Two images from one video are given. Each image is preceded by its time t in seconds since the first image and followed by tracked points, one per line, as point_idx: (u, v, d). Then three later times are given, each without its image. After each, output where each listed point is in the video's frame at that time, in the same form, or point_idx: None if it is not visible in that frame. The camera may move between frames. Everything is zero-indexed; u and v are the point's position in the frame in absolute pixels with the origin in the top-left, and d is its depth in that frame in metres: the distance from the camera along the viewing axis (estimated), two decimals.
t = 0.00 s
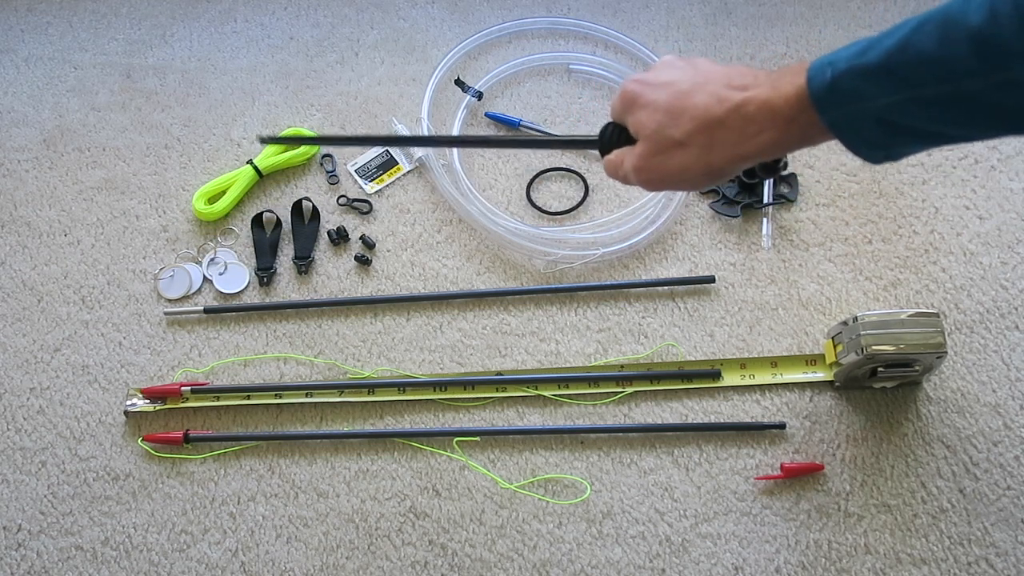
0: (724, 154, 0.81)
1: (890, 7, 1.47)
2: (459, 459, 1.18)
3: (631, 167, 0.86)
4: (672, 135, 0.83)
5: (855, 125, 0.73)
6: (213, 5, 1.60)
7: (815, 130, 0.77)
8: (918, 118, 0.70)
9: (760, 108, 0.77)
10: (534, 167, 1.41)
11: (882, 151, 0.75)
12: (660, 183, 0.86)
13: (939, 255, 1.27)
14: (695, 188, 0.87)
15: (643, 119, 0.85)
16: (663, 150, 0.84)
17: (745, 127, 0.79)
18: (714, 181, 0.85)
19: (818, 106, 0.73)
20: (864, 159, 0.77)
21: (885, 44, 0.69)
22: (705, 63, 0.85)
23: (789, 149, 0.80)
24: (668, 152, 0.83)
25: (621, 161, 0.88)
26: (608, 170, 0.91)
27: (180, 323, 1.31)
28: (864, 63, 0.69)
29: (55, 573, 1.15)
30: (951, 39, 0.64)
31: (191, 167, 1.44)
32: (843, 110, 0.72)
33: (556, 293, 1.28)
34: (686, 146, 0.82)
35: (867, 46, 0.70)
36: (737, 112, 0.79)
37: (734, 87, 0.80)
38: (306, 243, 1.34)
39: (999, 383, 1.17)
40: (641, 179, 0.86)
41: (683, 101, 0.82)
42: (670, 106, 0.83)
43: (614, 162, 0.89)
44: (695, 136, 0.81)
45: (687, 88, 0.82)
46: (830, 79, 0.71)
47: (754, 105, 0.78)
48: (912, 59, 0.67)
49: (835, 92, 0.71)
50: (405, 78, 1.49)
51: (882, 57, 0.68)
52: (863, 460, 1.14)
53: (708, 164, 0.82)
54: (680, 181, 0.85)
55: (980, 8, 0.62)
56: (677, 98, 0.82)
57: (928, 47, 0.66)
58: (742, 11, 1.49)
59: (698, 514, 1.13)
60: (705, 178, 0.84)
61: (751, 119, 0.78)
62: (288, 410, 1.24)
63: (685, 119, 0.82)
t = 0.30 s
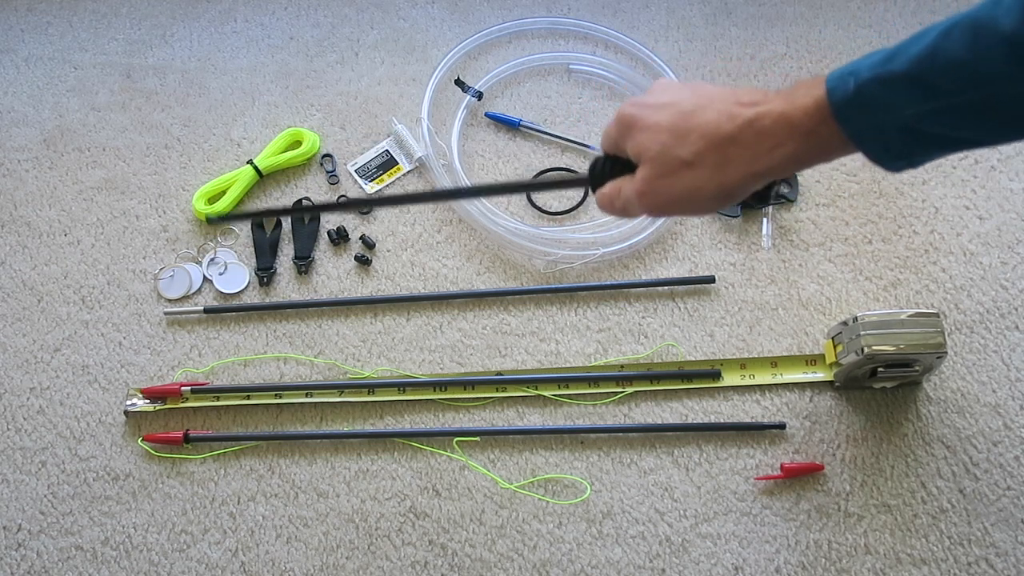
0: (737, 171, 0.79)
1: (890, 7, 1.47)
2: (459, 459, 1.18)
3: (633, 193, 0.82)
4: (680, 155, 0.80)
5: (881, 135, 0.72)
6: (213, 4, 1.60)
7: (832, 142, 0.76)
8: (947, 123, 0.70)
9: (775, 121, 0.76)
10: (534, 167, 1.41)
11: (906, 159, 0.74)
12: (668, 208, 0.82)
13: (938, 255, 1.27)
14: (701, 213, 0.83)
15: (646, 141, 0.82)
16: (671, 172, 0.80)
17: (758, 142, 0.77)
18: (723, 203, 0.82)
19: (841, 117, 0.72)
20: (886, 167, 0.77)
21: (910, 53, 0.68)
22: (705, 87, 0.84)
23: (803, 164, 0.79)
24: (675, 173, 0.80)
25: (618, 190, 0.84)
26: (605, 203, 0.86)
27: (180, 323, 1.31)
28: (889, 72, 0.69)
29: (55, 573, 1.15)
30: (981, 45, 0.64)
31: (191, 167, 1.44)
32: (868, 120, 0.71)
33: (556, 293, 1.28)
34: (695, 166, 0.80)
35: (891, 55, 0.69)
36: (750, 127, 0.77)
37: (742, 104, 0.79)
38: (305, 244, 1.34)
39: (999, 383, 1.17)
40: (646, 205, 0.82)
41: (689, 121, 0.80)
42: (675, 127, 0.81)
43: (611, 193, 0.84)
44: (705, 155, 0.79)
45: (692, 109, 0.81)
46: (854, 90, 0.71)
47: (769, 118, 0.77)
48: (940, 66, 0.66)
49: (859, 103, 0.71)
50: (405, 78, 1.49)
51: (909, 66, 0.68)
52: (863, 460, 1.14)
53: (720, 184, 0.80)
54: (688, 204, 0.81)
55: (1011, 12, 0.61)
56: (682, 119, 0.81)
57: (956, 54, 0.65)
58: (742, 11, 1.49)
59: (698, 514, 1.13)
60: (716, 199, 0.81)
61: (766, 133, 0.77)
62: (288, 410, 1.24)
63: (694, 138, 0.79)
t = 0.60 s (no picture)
0: (684, 192, 0.75)
1: (890, 7, 1.47)
2: (459, 459, 1.18)
3: (586, 214, 0.80)
4: (629, 175, 0.77)
5: (825, 157, 0.67)
6: (213, 4, 1.60)
7: (781, 162, 0.71)
8: (893, 146, 0.65)
9: (721, 141, 0.72)
10: (534, 167, 1.41)
11: (852, 180, 0.70)
12: (619, 228, 0.80)
13: (939, 255, 1.27)
14: (656, 233, 0.80)
15: (597, 161, 0.80)
16: (619, 192, 0.78)
17: (705, 163, 0.74)
18: (675, 224, 0.79)
19: (783, 137, 0.68)
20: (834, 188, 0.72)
21: (853, 72, 0.64)
22: (662, 107, 0.81)
23: (754, 184, 0.74)
24: (625, 193, 0.78)
25: (573, 210, 0.82)
26: (563, 223, 0.84)
27: (180, 323, 1.31)
28: (831, 92, 0.65)
29: (55, 573, 1.15)
30: (923, 65, 0.59)
31: (191, 167, 1.44)
32: (810, 142, 0.67)
33: (556, 293, 1.28)
34: (644, 187, 0.77)
35: (835, 75, 0.65)
36: (697, 147, 0.74)
37: (693, 124, 0.76)
38: (305, 243, 1.34)
39: (999, 383, 1.17)
40: (597, 226, 0.80)
41: (640, 141, 0.77)
42: (626, 147, 0.78)
43: (567, 212, 0.82)
44: (653, 175, 0.76)
45: (643, 129, 0.78)
46: (796, 110, 0.66)
47: (714, 139, 0.73)
48: (881, 86, 0.62)
49: (801, 123, 0.66)
50: (405, 79, 1.49)
51: (850, 86, 0.63)
52: (863, 460, 1.14)
53: (668, 204, 0.76)
54: (640, 224, 0.78)
55: (953, 30, 0.57)
56: (632, 139, 0.78)
57: (898, 74, 0.60)
58: (742, 12, 1.49)
59: (698, 514, 1.13)
60: (666, 220, 0.78)
61: (712, 154, 0.73)
62: (288, 410, 1.24)
63: (643, 158, 0.77)
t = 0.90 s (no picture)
0: (654, 187, 0.75)
1: (890, 7, 1.47)
2: (459, 459, 1.18)
3: (561, 210, 0.81)
4: (600, 171, 0.77)
5: (789, 152, 0.67)
6: (213, 4, 1.60)
7: (747, 156, 0.70)
8: (856, 141, 0.64)
9: (688, 136, 0.72)
10: (534, 167, 1.41)
11: (818, 176, 0.69)
12: (593, 224, 0.80)
13: (938, 255, 1.27)
14: (630, 228, 0.80)
15: (571, 158, 0.80)
16: (592, 188, 0.78)
17: (674, 157, 0.74)
18: (648, 219, 0.79)
19: (748, 132, 0.67)
20: (801, 183, 0.71)
21: (816, 67, 0.63)
22: (636, 103, 0.81)
23: (722, 178, 0.73)
24: (597, 189, 0.78)
25: (552, 207, 0.83)
26: (544, 220, 0.85)
27: (180, 323, 1.31)
28: (795, 87, 0.64)
29: (55, 573, 1.15)
30: (884, 60, 0.59)
31: (191, 167, 1.44)
32: (774, 137, 0.66)
33: (556, 293, 1.28)
34: (615, 182, 0.77)
35: (798, 71, 0.65)
36: (666, 142, 0.74)
37: (663, 119, 0.75)
38: (305, 244, 1.34)
39: (999, 383, 1.17)
40: (572, 221, 0.80)
41: (611, 137, 0.77)
42: (597, 143, 0.78)
43: (546, 209, 0.83)
44: (623, 171, 0.76)
45: (615, 125, 0.78)
46: (761, 105, 0.66)
47: (682, 134, 0.73)
48: (843, 81, 0.61)
49: (766, 118, 0.66)
50: (405, 79, 1.49)
51: (812, 81, 0.63)
52: (863, 460, 1.14)
53: (638, 199, 0.76)
54: (612, 220, 0.79)
55: (912, 26, 0.57)
56: (604, 135, 0.78)
57: (859, 69, 0.60)
58: (742, 11, 1.49)
59: (698, 514, 1.13)
60: (638, 215, 0.78)
61: (680, 148, 0.73)
62: (288, 410, 1.24)
63: (613, 154, 0.77)
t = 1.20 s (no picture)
0: (653, 188, 0.75)
1: (890, 7, 1.47)
2: (459, 459, 1.18)
3: (560, 211, 0.81)
4: (599, 173, 0.77)
5: (791, 154, 0.67)
6: (213, 4, 1.60)
7: (748, 158, 0.70)
8: (857, 142, 0.65)
9: (689, 138, 0.72)
10: (534, 167, 1.41)
11: (820, 177, 0.69)
12: (592, 226, 0.80)
13: (938, 255, 1.27)
14: (630, 229, 0.80)
15: (570, 159, 0.80)
16: (590, 189, 0.78)
17: (674, 159, 0.73)
18: (647, 220, 0.79)
19: (751, 134, 0.67)
20: (802, 184, 0.71)
21: (819, 69, 0.63)
22: (636, 103, 0.81)
23: (722, 180, 0.73)
24: (596, 190, 0.78)
25: (551, 208, 0.83)
26: (543, 220, 0.85)
27: (180, 323, 1.31)
28: (798, 88, 0.64)
29: (55, 573, 1.15)
30: (888, 62, 0.58)
31: (191, 167, 1.44)
32: (777, 139, 0.66)
33: (556, 293, 1.28)
34: (614, 184, 0.77)
35: (800, 72, 0.65)
36: (666, 144, 0.74)
37: (662, 120, 0.75)
38: (305, 243, 1.34)
39: (999, 383, 1.17)
40: (571, 223, 0.80)
41: (610, 138, 0.77)
42: (597, 144, 0.78)
43: (546, 210, 0.83)
44: (622, 172, 0.76)
45: (614, 126, 0.78)
46: (763, 107, 0.66)
47: (682, 135, 0.73)
48: (847, 84, 0.61)
49: (769, 120, 0.66)
50: (405, 79, 1.49)
51: (816, 83, 0.63)
52: (863, 460, 1.14)
53: (638, 201, 0.76)
54: (612, 221, 0.79)
55: (916, 28, 0.56)
56: (603, 136, 0.78)
57: (863, 71, 0.60)
58: (742, 11, 1.49)
59: (698, 514, 1.13)
60: (637, 217, 0.78)
61: (680, 150, 0.73)
62: (288, 410, 1.24)
63: (612, 155, 0.77)
